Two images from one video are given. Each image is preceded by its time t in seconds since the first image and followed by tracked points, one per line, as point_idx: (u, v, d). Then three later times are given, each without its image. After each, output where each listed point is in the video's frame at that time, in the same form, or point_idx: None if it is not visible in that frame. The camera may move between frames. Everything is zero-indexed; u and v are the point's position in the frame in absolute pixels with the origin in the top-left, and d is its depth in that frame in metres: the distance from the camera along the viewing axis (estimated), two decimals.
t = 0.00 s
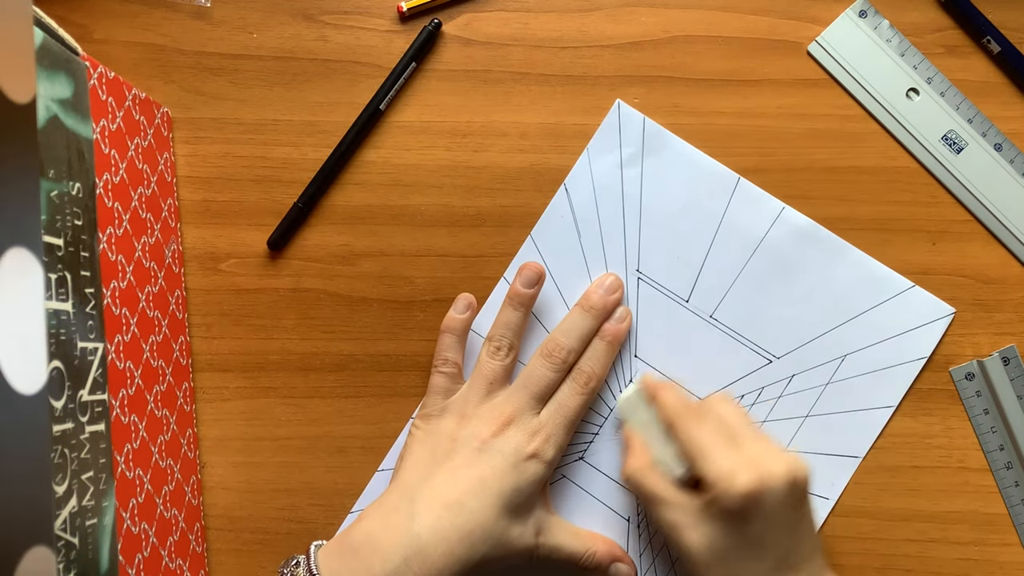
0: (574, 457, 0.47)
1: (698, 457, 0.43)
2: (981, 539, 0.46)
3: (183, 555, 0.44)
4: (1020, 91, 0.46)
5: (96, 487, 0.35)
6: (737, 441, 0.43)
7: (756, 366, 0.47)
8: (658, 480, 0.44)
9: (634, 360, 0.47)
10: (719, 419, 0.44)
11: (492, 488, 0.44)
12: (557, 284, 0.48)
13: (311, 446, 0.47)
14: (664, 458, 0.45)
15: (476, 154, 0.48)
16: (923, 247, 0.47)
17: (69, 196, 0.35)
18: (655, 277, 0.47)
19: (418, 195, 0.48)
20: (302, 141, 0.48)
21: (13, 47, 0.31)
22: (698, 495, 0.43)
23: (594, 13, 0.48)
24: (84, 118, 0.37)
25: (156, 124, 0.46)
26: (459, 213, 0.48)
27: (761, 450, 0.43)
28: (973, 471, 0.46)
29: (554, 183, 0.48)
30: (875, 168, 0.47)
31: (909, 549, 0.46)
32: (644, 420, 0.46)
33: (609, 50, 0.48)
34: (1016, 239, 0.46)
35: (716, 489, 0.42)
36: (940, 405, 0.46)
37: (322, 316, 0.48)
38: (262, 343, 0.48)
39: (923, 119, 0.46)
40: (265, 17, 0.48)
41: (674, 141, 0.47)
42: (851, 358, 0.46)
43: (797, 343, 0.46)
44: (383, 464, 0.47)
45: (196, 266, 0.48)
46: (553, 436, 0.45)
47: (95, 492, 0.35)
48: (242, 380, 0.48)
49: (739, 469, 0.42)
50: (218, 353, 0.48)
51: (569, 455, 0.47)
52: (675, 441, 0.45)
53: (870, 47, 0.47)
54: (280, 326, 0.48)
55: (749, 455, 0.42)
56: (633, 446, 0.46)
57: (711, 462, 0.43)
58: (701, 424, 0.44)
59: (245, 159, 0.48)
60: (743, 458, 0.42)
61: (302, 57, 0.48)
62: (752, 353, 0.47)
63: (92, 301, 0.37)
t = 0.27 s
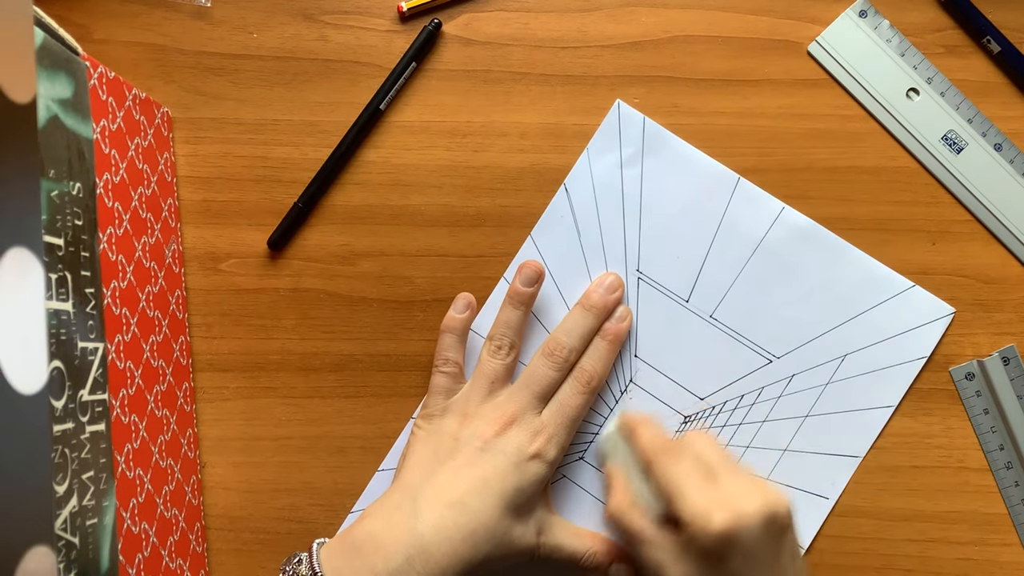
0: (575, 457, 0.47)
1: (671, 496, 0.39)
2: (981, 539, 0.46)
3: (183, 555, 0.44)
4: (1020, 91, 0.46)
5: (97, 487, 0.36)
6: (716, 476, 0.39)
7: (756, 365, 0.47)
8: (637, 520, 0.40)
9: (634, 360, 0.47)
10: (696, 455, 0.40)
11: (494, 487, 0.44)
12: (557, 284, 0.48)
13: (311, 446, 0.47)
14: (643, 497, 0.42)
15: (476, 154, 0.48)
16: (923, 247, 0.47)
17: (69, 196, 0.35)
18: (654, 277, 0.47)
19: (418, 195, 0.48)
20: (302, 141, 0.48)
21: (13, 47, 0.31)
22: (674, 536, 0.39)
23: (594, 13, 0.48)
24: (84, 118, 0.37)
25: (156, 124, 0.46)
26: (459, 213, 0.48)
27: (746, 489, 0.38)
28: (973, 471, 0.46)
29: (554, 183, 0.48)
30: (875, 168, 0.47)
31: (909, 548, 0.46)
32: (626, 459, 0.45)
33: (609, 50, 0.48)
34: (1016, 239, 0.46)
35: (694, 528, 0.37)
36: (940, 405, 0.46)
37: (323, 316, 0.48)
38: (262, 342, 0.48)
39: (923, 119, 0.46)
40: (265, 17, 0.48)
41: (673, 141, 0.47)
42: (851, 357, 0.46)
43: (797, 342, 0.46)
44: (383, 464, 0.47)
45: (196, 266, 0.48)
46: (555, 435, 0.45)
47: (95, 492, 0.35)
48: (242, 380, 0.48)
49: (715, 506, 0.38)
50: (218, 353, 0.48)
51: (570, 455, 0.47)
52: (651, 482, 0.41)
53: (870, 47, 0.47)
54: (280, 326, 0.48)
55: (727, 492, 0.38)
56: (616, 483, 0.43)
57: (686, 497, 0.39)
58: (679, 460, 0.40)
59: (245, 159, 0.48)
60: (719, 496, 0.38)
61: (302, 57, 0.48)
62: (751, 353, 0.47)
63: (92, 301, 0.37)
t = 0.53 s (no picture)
0: (574, 460, 0.47)
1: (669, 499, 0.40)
2: (981, 539, 0.46)
3: (183, 555, 0.44)
4: (1020, 91, 0.46)
5: (97, 487, 0.36)
6: (711, 477, 0.40)
7: (756, 367, 0.47)
8: (637, 522, 0.42)
9: (634, 362, 0.47)
10: (693, 454, 0.41)
11: (494, 491, 0.44)
12: (556, 287, 0.48)
13: (312, 446, 0.47)
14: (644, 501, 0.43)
15: (476, 154, 0.48)
16: (923, 247, 0.47)
17: (69, 196, 0.35)
18: (654, 279, 0.47)
19: (419, 195, 0.48)
20: (302, 141, 0.48)
21: (13, 47, 0.31)
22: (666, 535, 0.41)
23: (594, 13, 0.48)
24: (84, 118, 0.37)
25: (156, 124, 0.46)
26: (459, 213, 0.48)
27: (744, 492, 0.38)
28: (973, 471, 0.46)
29: (554, 183, 0.48)
30: (875, 168, 0.47)
31: (909, 548, 0.46)
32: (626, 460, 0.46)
33: (609, 50, 0.48)
34: (1016, 239, 0.46)
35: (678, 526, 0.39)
36: (940, 405, 0.46)
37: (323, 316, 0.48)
38: (262, 343, 0.48)
39: (923, 119, 0.46)
40: (265, 17, 0.48)
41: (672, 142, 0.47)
42: (851, 358, 0.46)
43: (797, 344, 0.46)
44: (383, 468, 0.47)
45: (196, 266, 0.48)
46: (555, 439, 0.45)
47: (95, 492, 0.35)
48: (242, 380, 0.48)
49: (709, 510, 0.38)
50: (218, 353, 0.48)
51: (569, 459, 0.47)
52: (649, 481, 0.42)
53: (870, 47, 0.47)
54: (280, 326, 0.48)
55: (723, 494, 0.39)
56: (616, 488, 0.45)
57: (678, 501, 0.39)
58: (675, 462, 0.41)
59: (245, 159, 0.48)
60: (712, 498, 0.39)
61: (302, 57, 0.48)
62: (751, 355, 0.47)
63: (92, 302, 0.37)
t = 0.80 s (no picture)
0: (574, 459, 0.47)
1: (691, 470, 0.43)
2: (981, 539, 0.46)
3: (183, 555, 0.44)
4: (1021, 91, 0.46)
5: (96, 487, 0.35)
6: (729, 452, 0.43)
7: (756, 367, 0.47)
8: (656, 491, 0.44)
9: (634, 362, 0.47)
10: (712, 431, 0.44)
11: (493, 490, 0.44)
12: (556, 287, 0.48)
13: (311, 446, 0.47)
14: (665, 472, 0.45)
15: (476, 154, 0.48)
16: (923, 247, 0.46)
17: (69, 196, 0.35)
18: (655, 279, 0.47)
19: (418, 195, 0.48)
20: (302, 141, 0.48)
21: (12, 47, 0.31)
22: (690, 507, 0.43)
23: (594, 13, 0.48)
24: (84, 118, 0.37)
25: (155, 124, 0.46)
26: (459, 213, 0.48)
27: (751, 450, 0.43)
28: (973, 471, 0.46)
29: (554, 183, 0.48)
30: (875, 168, 0.47)
31: (909, 548, 0.46)
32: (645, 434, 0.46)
33: (609, 50, 0.48)
34: (1016, 239, 0.46)
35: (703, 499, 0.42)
36: (940, 405, 0.46)
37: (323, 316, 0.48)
38: (262, 343, 0.48)
39: (923, 119, 0.46)
40: (265, 17, 0.48)
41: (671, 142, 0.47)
42: (850, 358, 0.46)
43: (797, 344, 0.46)
44: (383, 468, 0.47)
45: (196, 266, 0.48)
46: (555, 438, 0.45)
47: (95, 492, 0.35)
48: (242, 380, 0.48)
49: (727, 482, 0.42)
50: (218, 353, 0.48)
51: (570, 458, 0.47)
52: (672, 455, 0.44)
53: (870, 46, 0.47)
54: (280, 326, 0.48)
55: (740, 469, 0.42)
56: (632, 456, 0.45)
57: (704, 473, 0.42)
58: (695, 437, 0.44)
59: (245, 159, 0.48)
60: (732, 470, 0.42)
61: (301, 57, 0.48)
62: (751, 355, 0.47)
63: (92, 302, 0.37)
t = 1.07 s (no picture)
0: (574, 459, 0.47)
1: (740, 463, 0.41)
2: (982, 539, 0.46)
3: (184, 555, 0.44)
4: (1020, 91, 0.46)
5: (97, 487, 0.36)
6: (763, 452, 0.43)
7: (756, 367, 0.47)
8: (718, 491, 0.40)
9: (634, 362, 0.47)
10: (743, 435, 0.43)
11: (492, 491, 0.44)
12: (557, 287, 0.48)
13: (312, 446, 0.47)
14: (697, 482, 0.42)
15: (476, 154, 0.48)
16: (923, 247, 0.47)
17: (70, 196, 0.35)
18: (655, 278, 0.47)
19: (419, 194, 0.48)
20: (302, 141, 0.48)
21: (14, 46, 0.31)
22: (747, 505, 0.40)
23: (594, 13, 0.48)
24: (85, 118, 0.37)
25: (156, 124, 0.46)
26: (459, 213, 0.48)
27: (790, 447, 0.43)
28: (973, 471, 0.46)
29: (554, 183, 0.48)
30: (875, 168, 0.47)
31: (909, 548, 0.46)
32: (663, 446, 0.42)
33: (609, 50, 0.48)
34: (1016, 239, 0.46)
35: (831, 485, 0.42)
36: (940, 405, 0.46)
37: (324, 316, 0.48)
38: (262, 342, 0.48)
39: (923, 119, 0.46)
40: (266, 17, 0.48)
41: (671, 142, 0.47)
42: (850, 357, 0.46)
43: (797, 343, 0.46)
44: (383, 469, 0.47)
45: (197, 266, 0.48)
46: (553, 438, 0.45)
47: (96, 492, 0.35)
48: (242, 380, 0.48)
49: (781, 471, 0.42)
50: (218, 352, 0.48)
51: (571, 457, 0.47)
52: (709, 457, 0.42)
53: (870, 46, 0.47)
54: (281, 326, 0.48)
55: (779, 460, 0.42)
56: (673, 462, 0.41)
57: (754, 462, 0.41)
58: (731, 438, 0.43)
59: (246, 159, 0.48)
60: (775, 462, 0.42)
61: (302, 57, 0.48)
62: (752, 354, 0.47)
63: (93, 301, 0.37)
